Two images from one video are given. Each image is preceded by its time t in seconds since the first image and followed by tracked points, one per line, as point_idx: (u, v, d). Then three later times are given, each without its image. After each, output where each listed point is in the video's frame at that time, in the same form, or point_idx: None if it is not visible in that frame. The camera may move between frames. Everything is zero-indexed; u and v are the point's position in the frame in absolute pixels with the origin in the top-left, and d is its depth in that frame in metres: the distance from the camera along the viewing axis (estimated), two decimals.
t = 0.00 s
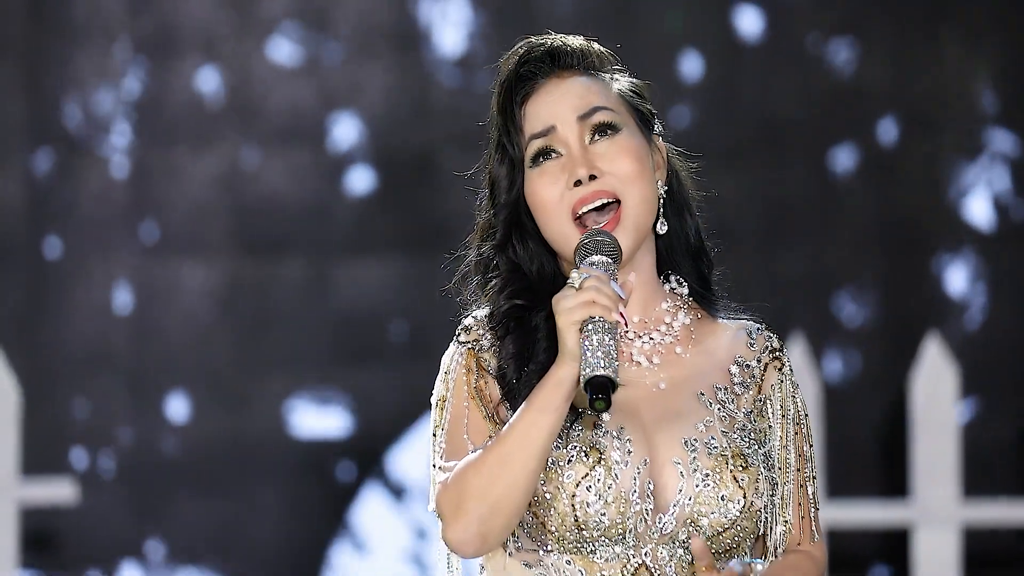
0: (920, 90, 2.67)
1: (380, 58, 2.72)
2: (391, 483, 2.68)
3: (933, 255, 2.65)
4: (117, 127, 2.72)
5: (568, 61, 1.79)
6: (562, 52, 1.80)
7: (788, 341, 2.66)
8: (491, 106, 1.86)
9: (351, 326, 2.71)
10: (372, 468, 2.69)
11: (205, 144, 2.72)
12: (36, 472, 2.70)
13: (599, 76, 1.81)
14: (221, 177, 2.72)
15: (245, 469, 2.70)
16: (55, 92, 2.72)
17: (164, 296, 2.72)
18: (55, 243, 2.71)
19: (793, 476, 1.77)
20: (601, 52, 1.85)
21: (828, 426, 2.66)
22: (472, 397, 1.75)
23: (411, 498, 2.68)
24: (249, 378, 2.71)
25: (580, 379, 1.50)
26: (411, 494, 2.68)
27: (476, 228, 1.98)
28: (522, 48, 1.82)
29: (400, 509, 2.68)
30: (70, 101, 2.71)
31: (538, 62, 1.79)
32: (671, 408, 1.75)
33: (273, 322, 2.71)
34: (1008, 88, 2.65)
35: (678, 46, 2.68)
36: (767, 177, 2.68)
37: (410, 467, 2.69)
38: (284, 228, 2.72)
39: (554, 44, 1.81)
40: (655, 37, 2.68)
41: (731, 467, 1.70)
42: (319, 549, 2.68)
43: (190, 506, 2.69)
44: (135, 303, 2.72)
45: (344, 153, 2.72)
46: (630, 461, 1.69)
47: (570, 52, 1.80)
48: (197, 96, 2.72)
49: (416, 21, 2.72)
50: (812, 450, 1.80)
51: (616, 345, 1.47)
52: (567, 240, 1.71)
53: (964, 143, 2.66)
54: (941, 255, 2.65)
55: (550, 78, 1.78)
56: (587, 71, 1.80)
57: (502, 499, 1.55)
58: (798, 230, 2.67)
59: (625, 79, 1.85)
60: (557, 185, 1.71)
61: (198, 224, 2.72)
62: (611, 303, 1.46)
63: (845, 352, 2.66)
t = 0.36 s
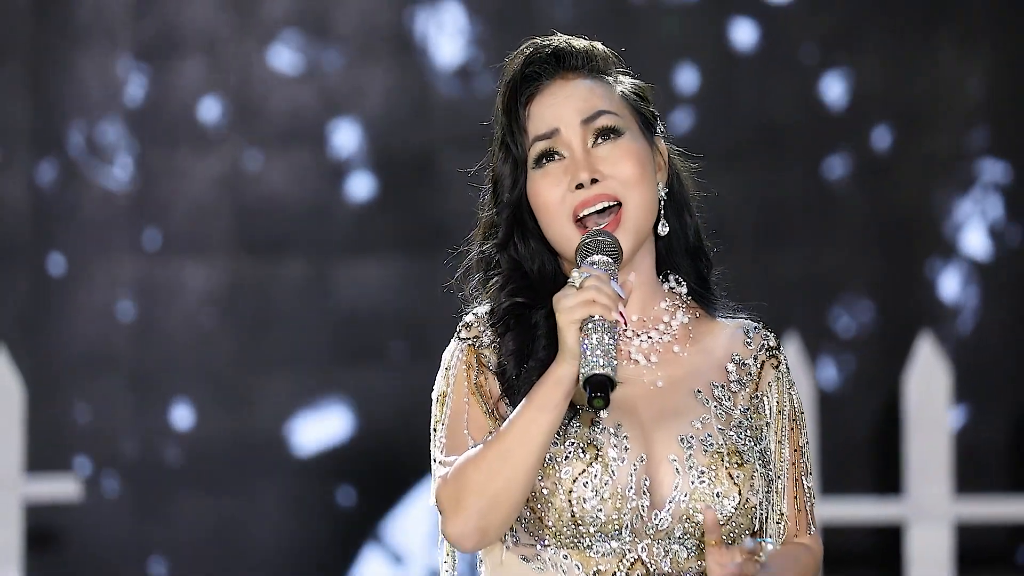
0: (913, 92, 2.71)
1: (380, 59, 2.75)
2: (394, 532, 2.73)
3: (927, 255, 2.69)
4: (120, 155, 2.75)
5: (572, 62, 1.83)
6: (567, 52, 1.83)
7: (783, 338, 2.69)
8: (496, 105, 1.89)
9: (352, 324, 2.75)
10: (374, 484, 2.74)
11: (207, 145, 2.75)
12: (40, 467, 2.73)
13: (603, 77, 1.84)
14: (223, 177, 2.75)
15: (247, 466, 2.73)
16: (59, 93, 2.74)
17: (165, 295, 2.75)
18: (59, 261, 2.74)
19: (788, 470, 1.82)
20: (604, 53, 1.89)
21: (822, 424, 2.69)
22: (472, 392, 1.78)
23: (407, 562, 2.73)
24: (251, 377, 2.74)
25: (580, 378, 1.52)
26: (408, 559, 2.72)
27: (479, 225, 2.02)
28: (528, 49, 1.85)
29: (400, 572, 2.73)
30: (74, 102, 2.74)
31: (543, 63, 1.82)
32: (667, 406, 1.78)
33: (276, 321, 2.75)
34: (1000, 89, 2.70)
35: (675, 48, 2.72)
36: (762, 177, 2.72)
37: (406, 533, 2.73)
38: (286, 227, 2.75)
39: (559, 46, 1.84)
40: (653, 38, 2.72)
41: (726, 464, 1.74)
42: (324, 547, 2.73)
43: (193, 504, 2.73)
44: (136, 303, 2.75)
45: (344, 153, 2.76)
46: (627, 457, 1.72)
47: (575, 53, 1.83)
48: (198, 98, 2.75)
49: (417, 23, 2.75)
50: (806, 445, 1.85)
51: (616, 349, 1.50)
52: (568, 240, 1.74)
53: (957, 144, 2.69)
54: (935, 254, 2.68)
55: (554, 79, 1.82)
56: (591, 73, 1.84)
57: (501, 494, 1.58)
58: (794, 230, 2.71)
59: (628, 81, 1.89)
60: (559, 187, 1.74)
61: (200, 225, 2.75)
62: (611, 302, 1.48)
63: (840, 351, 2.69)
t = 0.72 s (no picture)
0: (911, 93, 2.71)
1: (379, 60, 2.76)
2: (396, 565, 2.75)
3: (925, 255, 2.69)
4: (116, 183, 2.75)
5: (571, 63, 1.84)
6: (565, 53, 1.84)
7: (781, 339, 2.69)
8: (495, 106, 1.90)
9: (351, 325, 2.76)
10: (375, 485, 2.76)
11: (207, 145, 2.76)
12: (39, 466, 2.74)
13: (602, 78, 1.85)
14: (223, 177, 2.76)
15: (246, 466, 2.74)
16: (59, 93, 2.75)
17: (165, 296, 2.75)
18: (58, 277, 2.74)
19: (784, 463, 1.82)
20: (604, 53, 1.89)
21: (821, 425, 2.69)
22: (467, 392, 1.79)
23: None
24: (251, 376, 2.75)
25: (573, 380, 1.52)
26: None
27: (477, 224, 2.02)
28: (527, 48, 1.86)
29: None
30: (73, 103, 2.75)
31: (542, 63, 1.83)
32: (661, 406, 1.78)
33: (276, 321, 2.76)
34: (998, 90, 2.70)
35: (673, 48, 2.72)
36: (761, 177, 2.72)
37: None
38: (285, 228, 2.76)
39: (559, 46, 1.85)
40: (651, 39, 2.72)
41: (719, 463, 1.73)
42: (323, 547, 2.74)
43: (192, 504, 2.73)
44: (136, 303, 2.75)
45: (343, 154, 2.76)
46: (619, 457, 1.73)
47: (575, 53, 1.84)
48: (198, 98, 2.76)
49: (415, 24, 2.75)
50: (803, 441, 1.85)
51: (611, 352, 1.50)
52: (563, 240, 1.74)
53: (954, 145, 2.70)
54: (933, 254, 2.69)
55: (553, 80, 1.82)
56: (590, 74, 1.85)
57: (495, 493, 1.58)
58: (794, 229, 2.71)
59: (627, 81, 1.90)
60: (557, 188, 1.74)
61: (199, 225, 2.76)
62: (605, 304, 1.49)
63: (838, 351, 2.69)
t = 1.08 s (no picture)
0: (911, 93, 2.71)
1: (378, 61, 2.76)
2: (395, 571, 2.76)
3: (925, 256, 2.68)
4: (114, 214, 2.75)
5: (577, 65, 1.84)
6: (571, 53, 1.85)
7: (782, 339, 2.71)
8: (499, 102, 1.90)
9: (350, 326, 2.76)
10: (375, 485, 2.76)
11: (207, 146, 2.76)
12: (38, 467, 2.74)
13: (607, 79, 1.85)
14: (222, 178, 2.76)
15: (246, 466, 2.74)
16: (59, 94, 2.76)
17: (164, 296, 2.75)
18: (58, 294, 2.75)
19: (781, 455, 1.81)
20: (610, 56, 1.90)
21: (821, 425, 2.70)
22: (462, 387, 1.79)
23: None
24: (252, 377, 2.75)
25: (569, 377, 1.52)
26: None
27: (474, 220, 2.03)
28: (534, 47, 1.87)
29: None
30: (73, 104, 2.76)
31: (548, 62, 1.84)
32: (656, 400, 1.78)
33: (276, 321, 2.75)
34: (998, 91, 2.69)
35: (672, 49, 2.72)
36: (760, 178, 2.72)
37: None
38: (285, 229, 2.76)
39: (565, 46, 1.86)
40: (650, 40, 2.72)
41: (714, 457, 1.73)
42: (323, 547, 2.74)
43: (192, 505, 2.73)
44: (135, 303, 2.75)
45: (342, 154, 2.77)
46: (613, 452, 1.72)
47: (581, 54, 1.85)
48: (198, 98, 2.76)
49: (415, 26, 2.76)
50: (801, 434, 1.84)
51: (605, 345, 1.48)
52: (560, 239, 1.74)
53: (954, 146, 2.69)
54: (933, 255, 2.68)
55: (558, 79, 1.83)
56: (595, 76, 1.85)
57: (489, 490, 1.58)
58: (794, 229, 2.71)
59: (631, 84, 1.90)
60: (557, 187, 1.73)
61: (200, 225, 2.76)
62: (601, 301, 1.47)
63: (837, 350, 2.70)
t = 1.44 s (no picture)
0: (911, 92, 2.70)
1: (378, 61, 2.76)
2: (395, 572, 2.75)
3: (924, 256, 2.68)
4: (110, 243, 2.75)
5: (591, 68, 1.83)
6: (586, 56, 1.84)
7: (782, 341, 2.72)
8: (509, 97, 1.89)
9: (350, 325, 2.76)
10: (375, 485, 2.76)
11: (206, 146, 2.76)
12: (38, 467, 2.75)
13: (619, 83, 1.85)
14: (221, 179, 2.76)
15: (246, 466, 2.74)
16: (59, 95, 2.76)
17: (164, 296, 2.75)
18: (58, 312, 2.75)
19: (777, 450, 1.81)
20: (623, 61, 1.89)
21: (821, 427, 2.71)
22: (457, 395, 1.79)
23: None
24: (251, 377, 2.75)
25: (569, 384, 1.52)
26: None
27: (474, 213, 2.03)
28: (550, 46, 1.87)
29: None
30: (73, 104, 2.76)
31: (562, 64, 1.84)
32: (651, 401, 1.78)
33: (276, 321, 2.76)
34: (998, 91, 2.69)
35: (672, 51, 2.72)
36: (760, 179, 2.72)
37: None
38: (284, 228, 2.76)
39: (580, 47, 1.85)
40: (649, 40, 2.72)
41: (709, 456, 1.73)
42: (323, 547, 2.74)
43: (192, 505, 2.73)
44: (134, 304, 2.75)
45: (342, 156, 2.77)
46: (607, 454, 1.72)
47: (595, 58, 1.84)
48: (197, 99, 2.76)
49: (414, 26, 2.76)
50: (798, 429, 1.83)
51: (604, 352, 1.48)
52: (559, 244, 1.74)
53: (953, 145, 2.69)
54: (934, 255, 2.68)
55: (571, 81, 1.82)
56: (608, 81, 1.84)
57: (489, 498, 1.58)
58: (795, 229, 2.71)
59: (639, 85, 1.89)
60: (560, 192, 1.73)
61: (200, 225, 2.76)
62: (600, 310, 1.46)
63: (838, 352, 2.71)
